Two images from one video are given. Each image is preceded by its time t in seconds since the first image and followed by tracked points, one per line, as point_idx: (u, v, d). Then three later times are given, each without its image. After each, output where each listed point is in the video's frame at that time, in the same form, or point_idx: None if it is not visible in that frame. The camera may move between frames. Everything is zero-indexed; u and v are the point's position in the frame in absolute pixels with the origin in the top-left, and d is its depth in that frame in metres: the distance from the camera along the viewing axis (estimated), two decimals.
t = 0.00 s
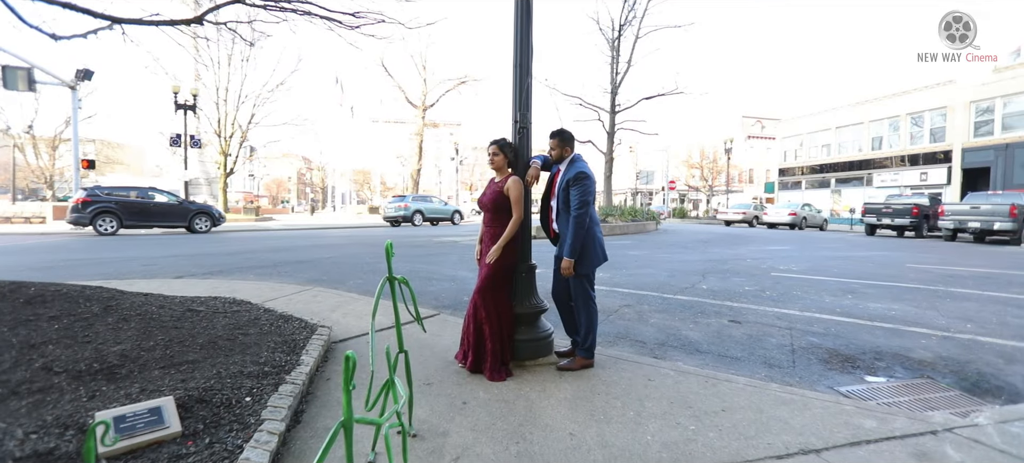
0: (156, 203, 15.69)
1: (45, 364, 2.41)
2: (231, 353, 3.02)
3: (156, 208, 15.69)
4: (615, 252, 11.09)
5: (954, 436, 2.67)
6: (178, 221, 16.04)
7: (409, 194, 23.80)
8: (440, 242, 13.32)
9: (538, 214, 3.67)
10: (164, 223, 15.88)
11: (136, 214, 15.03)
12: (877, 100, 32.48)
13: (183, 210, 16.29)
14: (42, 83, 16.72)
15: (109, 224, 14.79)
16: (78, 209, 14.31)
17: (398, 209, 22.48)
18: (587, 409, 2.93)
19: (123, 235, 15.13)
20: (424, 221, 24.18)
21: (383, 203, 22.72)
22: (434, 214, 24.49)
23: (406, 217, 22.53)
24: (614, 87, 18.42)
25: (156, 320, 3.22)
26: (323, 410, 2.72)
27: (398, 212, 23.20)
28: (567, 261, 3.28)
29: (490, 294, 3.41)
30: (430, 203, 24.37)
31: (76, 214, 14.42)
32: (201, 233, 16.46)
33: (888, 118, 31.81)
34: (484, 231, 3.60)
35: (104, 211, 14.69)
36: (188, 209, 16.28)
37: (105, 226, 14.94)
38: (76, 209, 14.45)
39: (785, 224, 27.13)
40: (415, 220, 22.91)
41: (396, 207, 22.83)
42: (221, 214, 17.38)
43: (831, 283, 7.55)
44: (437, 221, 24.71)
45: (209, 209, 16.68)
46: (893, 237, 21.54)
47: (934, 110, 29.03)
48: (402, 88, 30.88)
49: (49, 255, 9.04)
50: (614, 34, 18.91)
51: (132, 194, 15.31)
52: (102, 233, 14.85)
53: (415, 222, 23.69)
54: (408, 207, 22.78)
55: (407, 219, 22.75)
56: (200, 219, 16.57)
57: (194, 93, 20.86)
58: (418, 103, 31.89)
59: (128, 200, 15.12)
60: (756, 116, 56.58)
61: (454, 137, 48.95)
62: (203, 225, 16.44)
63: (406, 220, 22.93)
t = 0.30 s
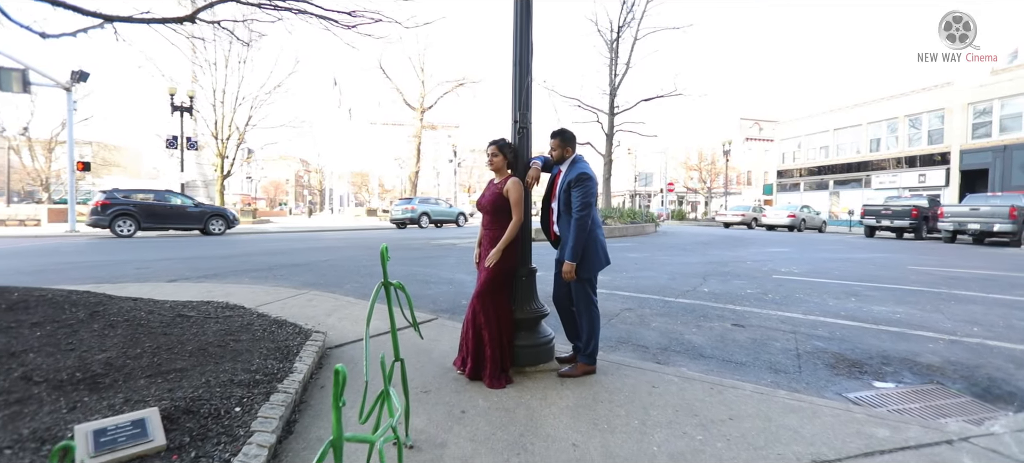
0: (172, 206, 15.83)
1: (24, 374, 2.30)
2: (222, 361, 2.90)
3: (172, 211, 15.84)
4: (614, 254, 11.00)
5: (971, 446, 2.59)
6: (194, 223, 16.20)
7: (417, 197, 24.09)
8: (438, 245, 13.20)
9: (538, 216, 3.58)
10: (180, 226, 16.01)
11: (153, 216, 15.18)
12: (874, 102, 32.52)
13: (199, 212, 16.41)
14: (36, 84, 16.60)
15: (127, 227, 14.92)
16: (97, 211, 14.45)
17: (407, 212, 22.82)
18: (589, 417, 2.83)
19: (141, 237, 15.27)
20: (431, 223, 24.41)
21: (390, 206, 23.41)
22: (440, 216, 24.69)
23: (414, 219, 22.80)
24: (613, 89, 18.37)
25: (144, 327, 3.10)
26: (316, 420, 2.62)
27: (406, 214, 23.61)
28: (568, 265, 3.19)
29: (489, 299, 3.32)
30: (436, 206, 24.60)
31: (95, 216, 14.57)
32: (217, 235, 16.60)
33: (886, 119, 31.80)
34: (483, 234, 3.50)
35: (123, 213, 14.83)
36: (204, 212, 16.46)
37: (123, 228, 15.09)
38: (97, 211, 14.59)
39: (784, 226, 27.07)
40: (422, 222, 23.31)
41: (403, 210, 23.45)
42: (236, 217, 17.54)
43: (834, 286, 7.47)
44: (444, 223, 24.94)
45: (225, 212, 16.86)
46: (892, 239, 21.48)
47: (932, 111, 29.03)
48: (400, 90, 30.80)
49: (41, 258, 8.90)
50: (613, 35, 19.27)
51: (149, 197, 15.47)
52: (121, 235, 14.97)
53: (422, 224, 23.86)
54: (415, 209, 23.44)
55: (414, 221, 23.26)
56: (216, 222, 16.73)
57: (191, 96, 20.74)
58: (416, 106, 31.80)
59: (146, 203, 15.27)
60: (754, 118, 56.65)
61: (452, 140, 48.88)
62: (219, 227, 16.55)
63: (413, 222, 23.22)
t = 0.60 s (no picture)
0: (189, 210, 16.17)
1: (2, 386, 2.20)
2: (212, 370, 2.79)
3: (189, 215, 16.18)
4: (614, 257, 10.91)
5: (989, 458, 2.50)
6: (210, 226, 16.48)
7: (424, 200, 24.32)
8: (437, 247, 13.10)
9: (538, 219, 3.48)
10: (197, 229, 16.34)
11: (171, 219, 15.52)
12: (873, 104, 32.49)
13: (214, 216, 16.76)
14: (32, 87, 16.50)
15: (146, 230, 15.24)
16: (117, 215, 14.78)
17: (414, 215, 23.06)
18: (593, 428, 2.73)
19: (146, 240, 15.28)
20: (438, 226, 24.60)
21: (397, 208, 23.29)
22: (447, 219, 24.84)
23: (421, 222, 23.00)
24: (612, 91, 18.29)
25: (132, 334, 2.99)
26: (309, 432, 2.51)
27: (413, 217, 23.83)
28: (570, 269, 3.09)
29: (489, 304, 3.22)
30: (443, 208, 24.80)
31: (115, 220, 14.88)
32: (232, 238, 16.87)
33: (885, 121, 31.79)
34: (482, 238, 3.40)
35: (142, 216, 15.17)
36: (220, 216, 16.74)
37: (141, 231, 15.41)
38: (116, 215, 14.89)
39: (783, 228, 27.00)
40: (429, 225, 23.38)
41: (411, 213, 23.39)
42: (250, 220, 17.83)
43: (837, 288, 7.39)
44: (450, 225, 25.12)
45: (239, 215, 17.15)
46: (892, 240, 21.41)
47: (931, 113, 29.03)
48: (399, 92, 30.74)
49: (34, 262, 8.77)
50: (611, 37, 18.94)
51: (167, 201, 15.82)
52: (139, 238, 15.25)
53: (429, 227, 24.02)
54: (422, 212, 23.42)
55: (421, 224, 23.34)
56: (230, 224, 17.01)
57: (189, 98, 20.65)
58: (414, 108, 31.73)
59: (164, 207, 15.61)
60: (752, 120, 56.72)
61: (451, 142, 48.80)
62: (234, 230, 16.90)
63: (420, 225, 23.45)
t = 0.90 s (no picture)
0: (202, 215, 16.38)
1: None
2: (195, 383, 2.66)
3: (202, 220, 16.40)
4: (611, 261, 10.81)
5: None
6: (222, 231, 16.68)
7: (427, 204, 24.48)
8: (431, 252, 12.96)
9: (536, 223, 3.37)
10: (209, 234, 16.54)
11: (186, 224, 15.74)
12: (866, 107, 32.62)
13: (226, 221, 16.94)
14: (20, 90, 16.24)
15: (160, 235, 15.42)
16: (133, 219, 14.97)
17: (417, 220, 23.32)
18: (593, 441, 2.62)
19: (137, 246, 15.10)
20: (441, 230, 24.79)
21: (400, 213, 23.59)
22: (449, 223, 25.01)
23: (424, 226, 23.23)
24: (607, 94, 18.23)
25: (111, 345, 2.84)
26: (295, 450, 2.37)
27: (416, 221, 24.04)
28: (568, 275, 2.99)
29: (484, 311, 3.11)
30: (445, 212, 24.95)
31: (130, 225, 15.06)
32: (243, 242, 17.07)
33: (878, 124, 31.90)
34: (477, 243, 3.30)
35: (157, 221, 15.37)
36: (231, 220, 16.94)
37: (156, 236, 15.59)
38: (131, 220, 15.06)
39: (778, 231, 27.03)
40: (433, 229, 23.63)
41: (414, 217, 23.63)
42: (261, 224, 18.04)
43: (836, 292, 7.33)
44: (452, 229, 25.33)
45: (250, 219, 17.34)
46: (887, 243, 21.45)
47: (923, 116, 29.16)
48: (393, 95, 30.63)
49: (19, 269, 8.57)
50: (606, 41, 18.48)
51: (180, 207, 16.03)
52: (153, 243, 15.43)
53: (432, 231, 24.19)
54: (425, 216, 23.60)
55: (425, 229, 23.56)
56: (242, 229, 17.21)
57: (181, 102, 20.40)
58: (409, 112, 31.62)
59: (178, 212, 15.83)
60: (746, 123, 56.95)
61: (445, 146, 48.62)
62: (246, 235, 17.11)
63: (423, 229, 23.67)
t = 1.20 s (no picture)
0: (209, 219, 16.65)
1: None
2: (173, 396, 2.52)
3: (209, 224, 16.65)
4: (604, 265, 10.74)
5: None
6: (229, 235, 17.02)
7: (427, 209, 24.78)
8: (424, 256, 12.84)
9: (530, 227, 3.27)
10: (217, 238, 16.80)
11: (194, 228, 15.98)
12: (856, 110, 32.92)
13: (233, 224, 17.26)
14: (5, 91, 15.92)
15: (169, 239, 15.59)
16: (142, 224, 15.13)
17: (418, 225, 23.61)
18: (591, 453, 2.52)
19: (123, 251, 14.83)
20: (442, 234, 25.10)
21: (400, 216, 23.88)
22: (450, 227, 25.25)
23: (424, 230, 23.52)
24: (600, 98, 18.20)
25: (85, 358, 2.70)
26: None
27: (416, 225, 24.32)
28: (564, 281, 2.90)
29: (477, 318, 3.01)
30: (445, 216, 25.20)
31: (140, 229, 15.20)
32: (250, 246, 17.44)
33: (867, 128, 32.20)
34: (471, 249, 3.20)
35: (165, 226, 15.57)
36: (238, 224, 17.29)
37: (164, 241, 15.75)
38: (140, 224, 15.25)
39: (771, 234, 27.14)
40: (433, 234, 23.74)
41: (414, 221, 23.90)
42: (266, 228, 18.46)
43: (831, 295, 7.30)
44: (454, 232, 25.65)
45: (256, 223, 17.72)
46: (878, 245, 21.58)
47: (912, 120, 29.37)
48: (385, 99, 30.55)
49: None
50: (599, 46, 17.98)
51: (188, 211, 16.25)
52: (162, 247, 15.64)
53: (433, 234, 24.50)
54: (426, 220, 23.87)
55: (425, 232, 23.77)
56: (248, 233, 17.58)
57: (171, 104, 20.14)
58: (401, 115, 31.54)
59: (187, 217, 16.08)
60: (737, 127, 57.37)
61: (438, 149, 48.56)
62: (252, 238, 17.48)
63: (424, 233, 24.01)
